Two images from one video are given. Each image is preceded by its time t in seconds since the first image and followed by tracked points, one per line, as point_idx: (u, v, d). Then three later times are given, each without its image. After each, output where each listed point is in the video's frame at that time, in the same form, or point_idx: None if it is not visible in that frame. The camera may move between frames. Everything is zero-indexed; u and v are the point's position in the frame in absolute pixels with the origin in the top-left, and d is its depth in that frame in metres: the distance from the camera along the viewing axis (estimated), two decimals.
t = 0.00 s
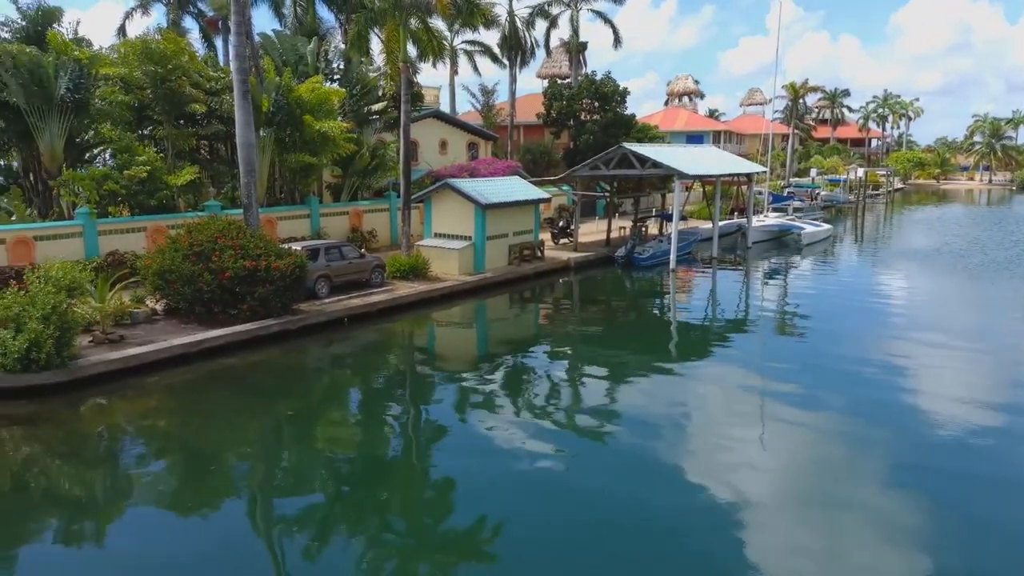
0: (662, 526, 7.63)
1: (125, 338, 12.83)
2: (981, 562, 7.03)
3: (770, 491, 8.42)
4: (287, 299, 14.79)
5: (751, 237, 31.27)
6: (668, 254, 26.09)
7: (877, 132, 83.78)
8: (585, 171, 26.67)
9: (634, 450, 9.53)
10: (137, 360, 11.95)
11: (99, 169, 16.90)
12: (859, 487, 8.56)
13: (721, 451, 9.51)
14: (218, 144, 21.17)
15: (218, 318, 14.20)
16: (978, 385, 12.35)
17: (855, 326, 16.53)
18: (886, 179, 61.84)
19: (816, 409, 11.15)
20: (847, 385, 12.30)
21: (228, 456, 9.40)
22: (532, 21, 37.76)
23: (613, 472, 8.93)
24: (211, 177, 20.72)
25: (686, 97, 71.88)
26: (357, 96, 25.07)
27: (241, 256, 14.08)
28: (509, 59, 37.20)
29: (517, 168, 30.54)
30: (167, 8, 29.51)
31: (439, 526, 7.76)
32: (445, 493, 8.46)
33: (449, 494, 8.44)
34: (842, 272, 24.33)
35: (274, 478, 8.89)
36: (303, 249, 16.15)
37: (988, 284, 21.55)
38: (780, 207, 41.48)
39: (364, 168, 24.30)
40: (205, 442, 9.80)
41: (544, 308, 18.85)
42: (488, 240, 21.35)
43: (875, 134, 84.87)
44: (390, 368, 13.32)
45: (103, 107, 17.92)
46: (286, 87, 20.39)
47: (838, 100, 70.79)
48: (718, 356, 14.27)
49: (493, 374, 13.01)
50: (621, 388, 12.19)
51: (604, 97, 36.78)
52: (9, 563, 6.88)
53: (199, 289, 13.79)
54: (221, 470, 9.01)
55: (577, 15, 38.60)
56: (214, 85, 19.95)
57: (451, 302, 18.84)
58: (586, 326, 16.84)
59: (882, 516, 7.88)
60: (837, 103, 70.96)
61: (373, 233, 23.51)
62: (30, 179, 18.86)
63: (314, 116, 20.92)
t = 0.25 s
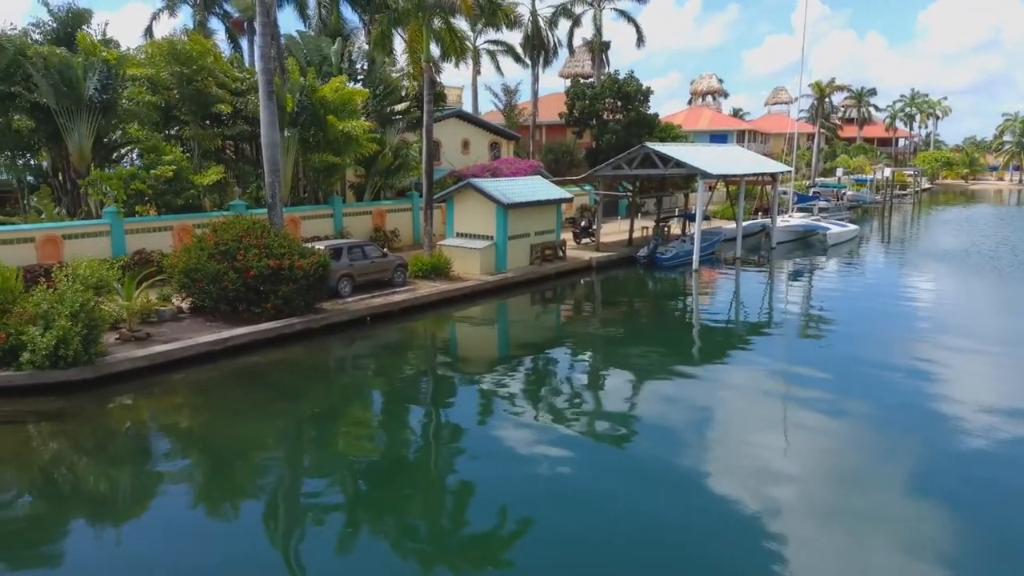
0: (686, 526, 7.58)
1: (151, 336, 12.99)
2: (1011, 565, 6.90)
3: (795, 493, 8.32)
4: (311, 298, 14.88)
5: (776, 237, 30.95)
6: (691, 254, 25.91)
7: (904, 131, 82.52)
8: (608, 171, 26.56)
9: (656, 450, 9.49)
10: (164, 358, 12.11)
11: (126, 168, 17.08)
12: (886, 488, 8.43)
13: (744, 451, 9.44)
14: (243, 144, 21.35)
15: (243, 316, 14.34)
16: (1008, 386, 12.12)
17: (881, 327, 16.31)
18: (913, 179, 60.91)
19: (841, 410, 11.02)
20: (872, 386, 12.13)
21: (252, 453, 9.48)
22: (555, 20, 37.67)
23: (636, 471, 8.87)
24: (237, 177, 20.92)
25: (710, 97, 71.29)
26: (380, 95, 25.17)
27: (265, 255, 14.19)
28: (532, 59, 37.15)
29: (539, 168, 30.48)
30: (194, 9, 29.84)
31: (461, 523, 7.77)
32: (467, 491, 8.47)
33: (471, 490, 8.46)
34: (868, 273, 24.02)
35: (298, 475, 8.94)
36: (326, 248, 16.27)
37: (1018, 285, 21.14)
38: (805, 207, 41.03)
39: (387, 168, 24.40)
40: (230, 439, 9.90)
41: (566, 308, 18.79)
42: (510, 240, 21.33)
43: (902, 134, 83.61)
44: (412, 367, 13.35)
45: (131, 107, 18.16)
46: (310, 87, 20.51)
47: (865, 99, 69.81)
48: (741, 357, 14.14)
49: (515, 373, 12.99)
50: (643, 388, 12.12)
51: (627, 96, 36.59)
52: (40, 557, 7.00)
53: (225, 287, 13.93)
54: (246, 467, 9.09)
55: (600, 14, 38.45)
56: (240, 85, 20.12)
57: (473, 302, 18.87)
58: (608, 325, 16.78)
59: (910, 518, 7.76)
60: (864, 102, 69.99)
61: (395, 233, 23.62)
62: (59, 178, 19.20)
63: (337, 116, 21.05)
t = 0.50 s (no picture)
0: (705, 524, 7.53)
1: (175, 333, 13.14)
2: None
3: (818, 493, 8.22)
4: (332, 297, 14.97)
5: (798, 237, 30.64)
6: (712, 254, 25.72)
7: (931, 131, 81.32)
8: (629, 171, 26.44)
9: (676, 449, 9.43)
10: (187, 355, 12.24)
11: (151, 168, 17.27)
12: (910, 490, 8.31)
13: (765, 451, 9.35)
14: (266, 144, 21.50)
15: (265, 315, 14.46)
16: None
17: (906, 328, 16.08)
18: (940, 179, 60.01)
19: (865, 412, 10.87)
20: (897, 387, 11.96)
21: (273, 450, 9.55)
22: (576, 20, 37.58)
23: (655, 470, 8.82)
24: (259, 176, 21.09)
25: (732, 96, 70.73)
26: (401, 96, 25.24)
27: (287, 254, 14.31)
28: (553, 59, 37.10)
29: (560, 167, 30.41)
30: (217, 10, 30.15)
31: (479, 520, 7.77)
32: (485, 488, 8.46)
33: (489, 487, 8.46)
34: (893, 274, 23.70)
35: (318, 472, 8.99)
36: (347, 247, 16.36)
37: None
38: (829, 207, 40.58)
39: (408, 168, 24.48)
40: (252, 435, 9.99)
41: (585, 308, 18.73)
42: (530, 240, 21.31)
43: (928, 133, 82.40)
44: (431, 366, 13.37)
45: (155, 107, 18.37)
46: (332, 88, 20.63)
47: (890, 99, 68.87)
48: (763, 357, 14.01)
49: (534, 372, 12.98)
50: (663, 388, 12.05)
51: (648, 96, 36.40)
52: (64, 552, 7.09)
53: (247, 286, 14.05)
54: (266, 463, 9.16)
55: (622, 13, 38.28)
56: (262, 86, 20.28)
57: (493, 301, 18.87)
58: (628, 326, 16.70)
59: (934, 519, 7.63)
60: (889, 101, 69.06)
61: (416, 232, 23.69)
62: (85, 177, 19.46)
63: (358, 116, 21.16)
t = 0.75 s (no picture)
0: (722, 526, 7.47)
1: (194, 332, 13.24)
2: None
3: (836, 495, 8.13)
4: (349, 296, 15.02)
5: (817, 237, 30.38)
6: (730, 255, 25.56)
7: (952, 130, 80.34)
8: (646, 170, 26.32)
9: (693, 449, 9.38)
10: (206, 353, 12.34)
11: (171, 168, 17.54)
12: (930, 493, 8.22)
13: (782, 452, 9.27)
14: (284, 144, 21.62)
15: (282, 314, 14.54)
16: None
17: (927, 330, 15.89)
18: (961, 179, 59.28)
19: (884, 414, 10.75)
20: (918, 390, 11.81)
21: (290, 448, 9.60)
22: (593, 19, 37.47)
23: (671, 471, 8.77)
24: (277, 176, 21.24)
25: (750, 96, 70.24)
26: (419, 96, 25.31)
27: (305, 253, 14.39)
28: (570, 58, 37.03)
29: (577, 167, 30.36)
30: (236, 11, 30.38)
31: (495, 520, 7.76)
32: (501, 488, 8.44)
33: (505, 486, 8.45)
34: (913, 275, 23.43)
35: (335, 471, 9.00)
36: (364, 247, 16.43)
37: None
38: (848, 207, 40.21)
39: (424, 167, 24.52)
40: (269, 433, 10.04)
41: (601, 308, 18.67)
42: (546, 239, 21.28)
43: (949, 133, 81.42)
44: (448, 365, 13.38)
45: (175, 108, 18.53)
46: (349, 88, 20.70)
47: (911, 98, 68.11)
48: (781, 359, 13.89)
49: (550, 372, 12.95)
50: (680, 389, 11.99)
51: (665, 95, 36.22)
52: (83, 548, 7.15)
53: (265, 285, 14.14)
54: (283, 461, 9.21)
55: (639, 12, 38.13)
56: (281, 86, 20.37)
57: (509, 301, 18.86)
58: (644, 326, 16.62)
59: (955, 523, 7.53)
60: (909, 101, 68.29)
61: (432, 232, 23.75)
62: (106, 176, 19.72)
63: (376, 116, 21.22)
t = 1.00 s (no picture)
0: (746, 530, 7.39)
1: (222, 330, 13.41)
2: None
3: (866, 501, 7.99)
4: (374, 295, 15.11)
5: (845, 238, 29.97)
6: (756, 255, 25.30)
7: (985, 130, 78.81)
8: (671, 170, 26.13)
9: (718, 452, 9.29)
10: (233, 351, 12.48)
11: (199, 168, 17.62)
12: (960, 500, 8.05)
13: (808, 456, 9.16)
14: (311, 144, 21.73)
15: (308, 312, 14.66)
16: None
17: (958, 333, 15.60)
18: (994, 179, 58.13)
19: (914, 419, 10.57)
20: (948, 395, 11.59)
21: (315, 446, 9.68)
22: (619, 18, 37.31)
23: (695, 473, 8.69)
24: (304, 176, 21.43)
25: (777, 94, 69.47)
26: (444, 95, 25.41)
27: (330, 252, 14.51)
28: (595, 58, 36.92)
29: (602, 167, 30.25)
30: (265, 12, 30.71)
31: (517, 520, 7.75)
32: (526, 489, 8.41)
33: (527, 487, 8.44)
34: (944, 277, 23.02)
35: (360, 470, 9.05)
36: (390, 247, 16.51)
37: None
38: (877, 208, 39.61)
39: (449, 167, 24.58)
40: (295, 431, 10.13)
41: (625, 308, 18.58)
42: (570, 239, 21.23)
43: (982, 132, 79.89)
44: (472, 365, 13.39)
45: (205, 108, 18.77)
46: (375, 88, 20.81)
47: (943, 97, 66.93)
48: (809, 361, 13.71)
49: (574, 373, 12.91)
50: (705, 390, 11.89)
51: (691, 94, 35.94)
52: (113, 543, 7.25)
53: (292, 283, 14.27)
54: (309, 459, 9.28)
55: (666, 11, 37.89)
56: (308, 87, 20.52)
57: (533, 301, 18.84)
58: (669, 327, 16.51)
59: (986, 532, 7.37)
60: (941, 99, 67.11)
61: (457, 232, 23.80)
62: (136, 176, 20.05)
63: (401, 116, 21.29)
